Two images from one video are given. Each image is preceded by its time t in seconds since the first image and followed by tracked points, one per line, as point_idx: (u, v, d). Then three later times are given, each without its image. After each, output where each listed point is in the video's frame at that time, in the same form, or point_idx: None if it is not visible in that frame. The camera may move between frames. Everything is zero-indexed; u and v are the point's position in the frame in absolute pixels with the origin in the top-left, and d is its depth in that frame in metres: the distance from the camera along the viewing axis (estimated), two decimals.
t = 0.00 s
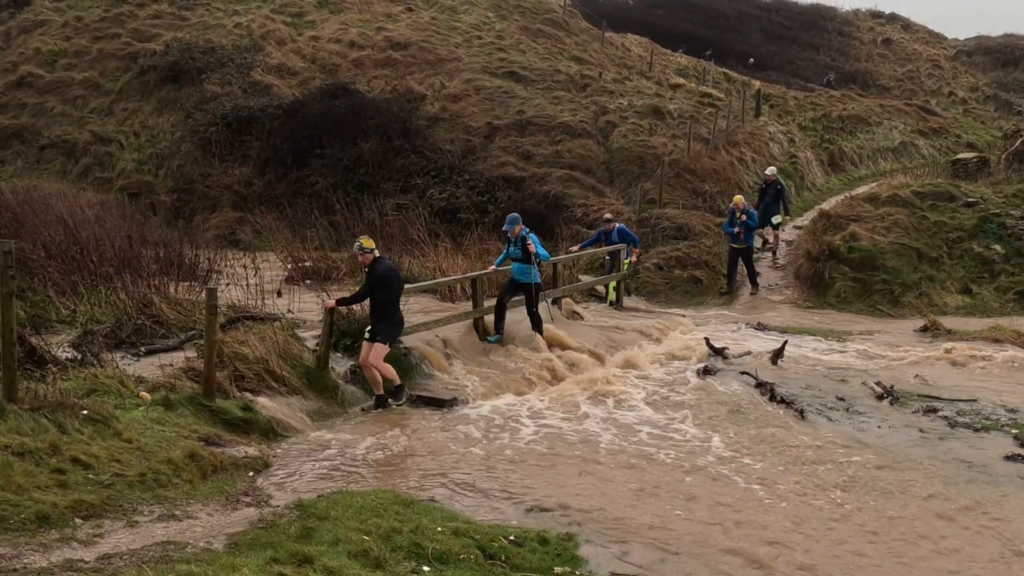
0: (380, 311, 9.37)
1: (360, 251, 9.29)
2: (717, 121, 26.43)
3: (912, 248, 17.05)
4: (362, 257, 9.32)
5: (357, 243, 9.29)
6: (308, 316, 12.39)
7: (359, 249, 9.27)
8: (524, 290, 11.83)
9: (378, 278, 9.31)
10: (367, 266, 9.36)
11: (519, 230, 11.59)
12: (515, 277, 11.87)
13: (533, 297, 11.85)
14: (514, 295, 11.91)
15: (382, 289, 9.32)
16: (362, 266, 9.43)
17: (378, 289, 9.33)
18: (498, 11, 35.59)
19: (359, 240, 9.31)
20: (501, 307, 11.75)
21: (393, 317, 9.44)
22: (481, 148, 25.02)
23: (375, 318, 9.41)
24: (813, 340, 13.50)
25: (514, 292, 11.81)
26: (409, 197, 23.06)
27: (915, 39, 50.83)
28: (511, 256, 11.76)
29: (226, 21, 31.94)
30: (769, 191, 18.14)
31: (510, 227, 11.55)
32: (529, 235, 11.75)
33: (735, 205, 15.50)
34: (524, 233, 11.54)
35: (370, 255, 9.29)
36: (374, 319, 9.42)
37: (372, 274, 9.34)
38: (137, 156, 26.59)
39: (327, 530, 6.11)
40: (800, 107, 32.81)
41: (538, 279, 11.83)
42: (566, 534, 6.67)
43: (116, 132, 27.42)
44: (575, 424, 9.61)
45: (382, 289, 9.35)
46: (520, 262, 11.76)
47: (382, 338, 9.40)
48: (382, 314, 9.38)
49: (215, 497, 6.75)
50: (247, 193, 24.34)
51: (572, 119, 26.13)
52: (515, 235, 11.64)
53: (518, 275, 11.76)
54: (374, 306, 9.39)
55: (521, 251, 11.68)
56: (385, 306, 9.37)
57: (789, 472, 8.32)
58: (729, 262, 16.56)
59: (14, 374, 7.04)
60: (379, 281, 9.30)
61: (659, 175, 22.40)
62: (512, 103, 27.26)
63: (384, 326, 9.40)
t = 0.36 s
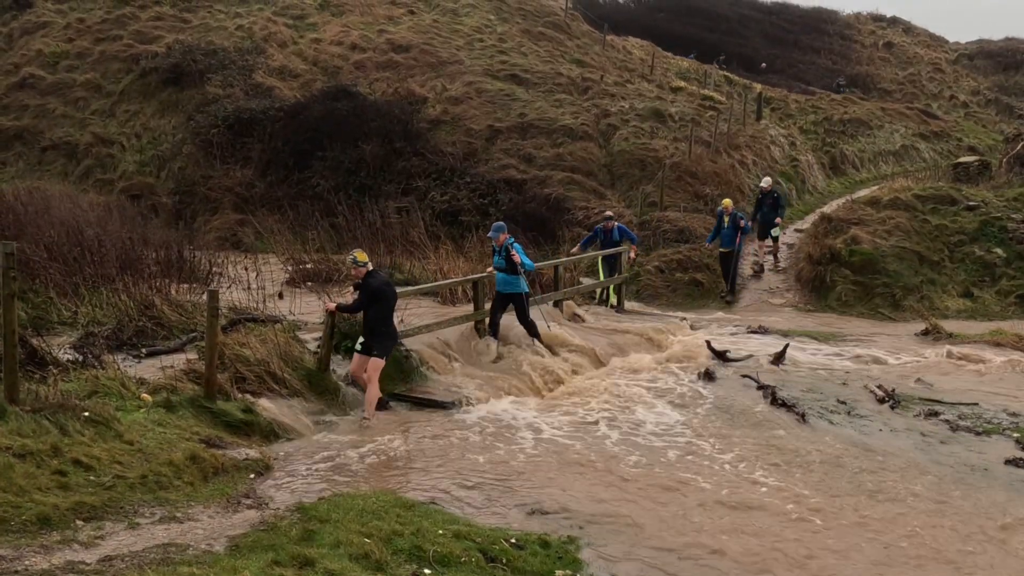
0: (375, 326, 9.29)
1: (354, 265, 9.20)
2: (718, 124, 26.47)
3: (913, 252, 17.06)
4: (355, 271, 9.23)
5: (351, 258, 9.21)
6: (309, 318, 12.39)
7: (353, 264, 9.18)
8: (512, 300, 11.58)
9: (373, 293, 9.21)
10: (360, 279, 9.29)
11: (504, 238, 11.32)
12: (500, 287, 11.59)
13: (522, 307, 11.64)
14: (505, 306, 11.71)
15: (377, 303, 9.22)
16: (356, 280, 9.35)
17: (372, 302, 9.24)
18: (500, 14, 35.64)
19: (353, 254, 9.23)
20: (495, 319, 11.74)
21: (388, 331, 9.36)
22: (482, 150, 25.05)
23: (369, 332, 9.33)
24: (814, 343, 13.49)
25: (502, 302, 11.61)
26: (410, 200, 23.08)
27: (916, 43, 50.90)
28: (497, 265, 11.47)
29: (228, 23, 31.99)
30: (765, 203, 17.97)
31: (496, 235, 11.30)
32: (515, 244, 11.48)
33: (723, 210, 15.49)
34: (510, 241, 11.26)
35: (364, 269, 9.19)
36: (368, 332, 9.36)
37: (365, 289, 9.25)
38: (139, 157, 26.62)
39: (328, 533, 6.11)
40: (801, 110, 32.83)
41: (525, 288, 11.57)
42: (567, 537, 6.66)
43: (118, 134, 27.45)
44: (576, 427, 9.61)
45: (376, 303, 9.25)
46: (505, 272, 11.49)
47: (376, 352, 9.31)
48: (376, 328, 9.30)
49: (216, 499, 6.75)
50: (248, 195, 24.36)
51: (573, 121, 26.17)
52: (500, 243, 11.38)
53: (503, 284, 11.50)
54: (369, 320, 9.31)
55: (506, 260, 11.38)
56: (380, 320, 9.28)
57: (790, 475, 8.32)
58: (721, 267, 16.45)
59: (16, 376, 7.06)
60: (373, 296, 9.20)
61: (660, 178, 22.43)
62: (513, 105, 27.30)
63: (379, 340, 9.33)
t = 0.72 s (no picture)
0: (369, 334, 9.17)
1: (348, 274, 9.02)
2: (721, 125, 26.47)
3: (917, 253, 17.05)
4: (350, 279, 9.07)
5: (344, 266, 8.99)
6: (312, 319, 12.41)
7: (347, 272, 9.01)
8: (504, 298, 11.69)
9: (367, 301, 9.08)
10: (355, 288, 9.09)
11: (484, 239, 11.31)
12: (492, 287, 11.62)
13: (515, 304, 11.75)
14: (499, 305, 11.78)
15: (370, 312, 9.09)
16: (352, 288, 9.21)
17: (367, 310, 9.09)
18: (503, 15, 35.66)
19: (347, 262, 9.02)
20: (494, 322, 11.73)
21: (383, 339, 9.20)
22: (486, 151, 25.06)
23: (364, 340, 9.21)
24: (818, 344, 13.48)
25: (497, 302, 11.67)
26: (414, 201, 23.10)
27: (920, 44, 50.84)
28: (484, 267, 11.45)
29: (232, 25, 32.05)
30: (766, 207, 17.47)
31: (476, 239, 11.24)
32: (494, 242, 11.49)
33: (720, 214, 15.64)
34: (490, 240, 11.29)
35: (358, 278, 9.01)
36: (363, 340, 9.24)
37: (360, 298, 9.11)
38: (143, 158, 26.66)
39: (332, 533, 6.11)
40: (805, 111, 32.81)
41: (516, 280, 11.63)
42: (570, 538, 6.66)
43: (122, 136, 27.51)
44: (580, 427, 9.61)
45: (371, 311, 9.10)
46: (494, 271, 11.51)
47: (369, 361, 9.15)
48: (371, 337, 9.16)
49: (220, 499, 6.76)
50: (252, 196, 24.40)
51: (577, 122, 26.19)
52: (482, 245, 11.34)
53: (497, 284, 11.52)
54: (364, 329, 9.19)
55: (494, 259, 11.39)
56: (374, 329, 9.15)
57: (793, 475, 8.33)
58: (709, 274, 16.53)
59: (21, 376, 7.09)
60: (368, 305, 9.07)
61: (664, 179, 22.44)
62: (517, 106, 27.32)
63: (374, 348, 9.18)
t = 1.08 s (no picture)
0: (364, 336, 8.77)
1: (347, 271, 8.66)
2: (727, 126, 26.43)
3: (923, 254, 17.01)
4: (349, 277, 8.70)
5: (344, 265, 8.61)
6: (317, 320, 12.43)
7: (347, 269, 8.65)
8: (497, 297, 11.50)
9: (363, 302, 8.67)
10: (354, 288, 8.70)
11: (488, 236, 11.15)
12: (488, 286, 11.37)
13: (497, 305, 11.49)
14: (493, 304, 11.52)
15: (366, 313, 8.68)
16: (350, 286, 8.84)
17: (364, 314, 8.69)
18: (509, 16, 35.66)
19: (348, 261, 8.63)
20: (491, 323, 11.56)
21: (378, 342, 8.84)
22: (491, 151, 25.06)
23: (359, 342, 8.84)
24: (823, 345, 13.46)
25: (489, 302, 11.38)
26: (418, 201, 23.13)
27: (926, 45, 50.72)
28: (484, 264, 11.24)
29: (238, 25, 32.11)
30: (772, 215, 17.23)
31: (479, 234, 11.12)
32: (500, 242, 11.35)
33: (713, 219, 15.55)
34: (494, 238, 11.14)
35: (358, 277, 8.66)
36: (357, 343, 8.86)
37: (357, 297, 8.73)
38: (148, 159, 26.72)
39: (336, 533, 6.11)
40: (810, 112, 32.75)
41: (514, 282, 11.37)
42: (575, 539, 6.66)
43: (128, 136, 27.58)
44: (583, 428, 9.61)
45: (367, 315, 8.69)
46: (494, 269, 11.29)
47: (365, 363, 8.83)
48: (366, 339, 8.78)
49: (224, 499, 6.78)
50: (257, 197, 24.45)
51: (582, 123, 26.18)
52: (484, 242, 11.16)
53: (493, 282, 11.26)
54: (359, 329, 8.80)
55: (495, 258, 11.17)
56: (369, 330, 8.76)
57: (797, 477, 8.31)
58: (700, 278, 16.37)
59: (26, 376, 7.11)
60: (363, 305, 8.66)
61: (669, 180, 22.42)
62: (522, 107, 27.33)
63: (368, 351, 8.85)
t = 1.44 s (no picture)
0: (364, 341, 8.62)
1: (342, 276, 8.44)
2: (732, 127, 26.41)
3: (928, 256, 16.96)
4: (343, 281, 8.48)
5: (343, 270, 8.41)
6: (322, 319, 12.45)
7: (342, 273, 8.44)
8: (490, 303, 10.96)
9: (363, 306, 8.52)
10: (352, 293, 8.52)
11: (492, 240, 10.79)
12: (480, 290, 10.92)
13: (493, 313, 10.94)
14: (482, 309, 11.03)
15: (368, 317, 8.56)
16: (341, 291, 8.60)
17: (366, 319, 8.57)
18: (514, 17, 35.69)
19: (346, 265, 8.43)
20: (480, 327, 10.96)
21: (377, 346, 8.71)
22: (496, 152, 25.06)
23: (356, 349, 8.65)
24: (827, 346, 13.45)
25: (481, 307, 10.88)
26: (424, 202, 23.15)
27: (932, 47, 50.62)
28: (481, 267, 10.82)
29: (245, 26, 32.20)
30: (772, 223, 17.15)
31: (484, 236, 10.78)
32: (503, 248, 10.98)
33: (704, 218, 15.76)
34: (498, 242, 10.78)
35: (355, 280, 8.48)
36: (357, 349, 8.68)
37: (354, 302, 8.55)
38: (155, 158, 26.80)
39: (339, 532, 6.13)
40: (816, 113, 32.70)
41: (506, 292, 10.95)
42: (578, 539, 6.66)
43: (135, 136, 27.66)
44: (587, 428, 9.61)
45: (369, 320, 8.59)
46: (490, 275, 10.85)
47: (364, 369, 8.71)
48: (366, 344, 8.65)
49: (228, 498, 6.80)
50: (263, 197, 24.50)
51: (587, 124, 26.19)
52: (487, 244, 10.78)
53: (486, 287, 10.82)
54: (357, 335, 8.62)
55: (494, 263, 10.78)
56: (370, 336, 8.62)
57: (801, 478, 8.29)
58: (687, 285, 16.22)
59: (31, 375, 7.14)
60: (363, 309, 8.52)
61: (674, 181, 22.41)
62: (527, 108, 27.34)
63: (365, 357, 8.70)
